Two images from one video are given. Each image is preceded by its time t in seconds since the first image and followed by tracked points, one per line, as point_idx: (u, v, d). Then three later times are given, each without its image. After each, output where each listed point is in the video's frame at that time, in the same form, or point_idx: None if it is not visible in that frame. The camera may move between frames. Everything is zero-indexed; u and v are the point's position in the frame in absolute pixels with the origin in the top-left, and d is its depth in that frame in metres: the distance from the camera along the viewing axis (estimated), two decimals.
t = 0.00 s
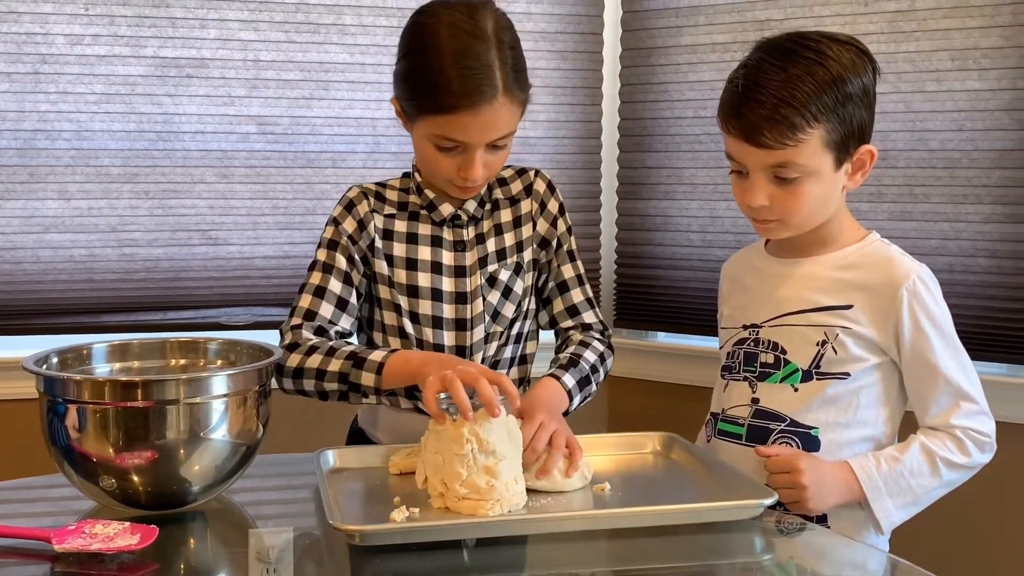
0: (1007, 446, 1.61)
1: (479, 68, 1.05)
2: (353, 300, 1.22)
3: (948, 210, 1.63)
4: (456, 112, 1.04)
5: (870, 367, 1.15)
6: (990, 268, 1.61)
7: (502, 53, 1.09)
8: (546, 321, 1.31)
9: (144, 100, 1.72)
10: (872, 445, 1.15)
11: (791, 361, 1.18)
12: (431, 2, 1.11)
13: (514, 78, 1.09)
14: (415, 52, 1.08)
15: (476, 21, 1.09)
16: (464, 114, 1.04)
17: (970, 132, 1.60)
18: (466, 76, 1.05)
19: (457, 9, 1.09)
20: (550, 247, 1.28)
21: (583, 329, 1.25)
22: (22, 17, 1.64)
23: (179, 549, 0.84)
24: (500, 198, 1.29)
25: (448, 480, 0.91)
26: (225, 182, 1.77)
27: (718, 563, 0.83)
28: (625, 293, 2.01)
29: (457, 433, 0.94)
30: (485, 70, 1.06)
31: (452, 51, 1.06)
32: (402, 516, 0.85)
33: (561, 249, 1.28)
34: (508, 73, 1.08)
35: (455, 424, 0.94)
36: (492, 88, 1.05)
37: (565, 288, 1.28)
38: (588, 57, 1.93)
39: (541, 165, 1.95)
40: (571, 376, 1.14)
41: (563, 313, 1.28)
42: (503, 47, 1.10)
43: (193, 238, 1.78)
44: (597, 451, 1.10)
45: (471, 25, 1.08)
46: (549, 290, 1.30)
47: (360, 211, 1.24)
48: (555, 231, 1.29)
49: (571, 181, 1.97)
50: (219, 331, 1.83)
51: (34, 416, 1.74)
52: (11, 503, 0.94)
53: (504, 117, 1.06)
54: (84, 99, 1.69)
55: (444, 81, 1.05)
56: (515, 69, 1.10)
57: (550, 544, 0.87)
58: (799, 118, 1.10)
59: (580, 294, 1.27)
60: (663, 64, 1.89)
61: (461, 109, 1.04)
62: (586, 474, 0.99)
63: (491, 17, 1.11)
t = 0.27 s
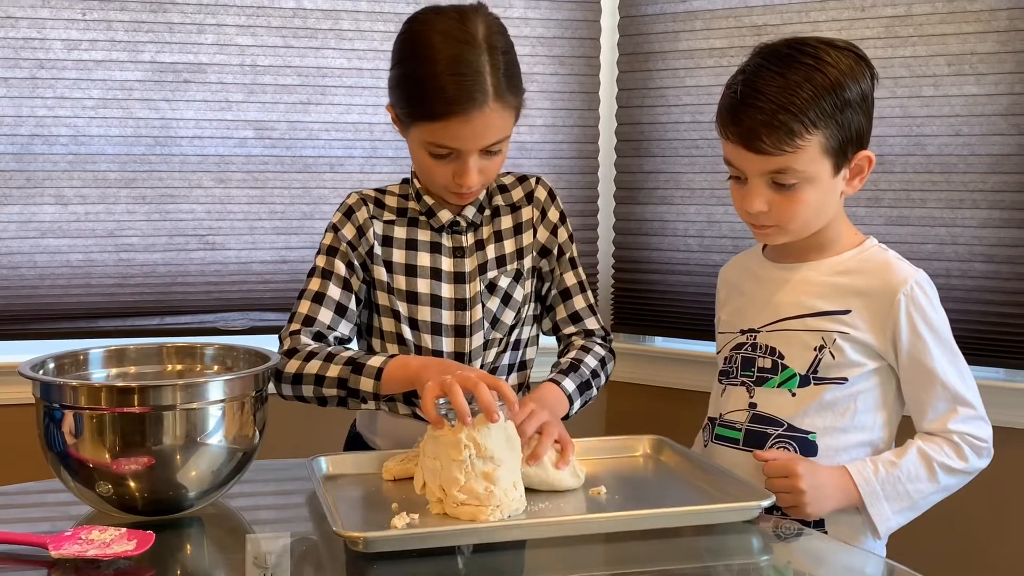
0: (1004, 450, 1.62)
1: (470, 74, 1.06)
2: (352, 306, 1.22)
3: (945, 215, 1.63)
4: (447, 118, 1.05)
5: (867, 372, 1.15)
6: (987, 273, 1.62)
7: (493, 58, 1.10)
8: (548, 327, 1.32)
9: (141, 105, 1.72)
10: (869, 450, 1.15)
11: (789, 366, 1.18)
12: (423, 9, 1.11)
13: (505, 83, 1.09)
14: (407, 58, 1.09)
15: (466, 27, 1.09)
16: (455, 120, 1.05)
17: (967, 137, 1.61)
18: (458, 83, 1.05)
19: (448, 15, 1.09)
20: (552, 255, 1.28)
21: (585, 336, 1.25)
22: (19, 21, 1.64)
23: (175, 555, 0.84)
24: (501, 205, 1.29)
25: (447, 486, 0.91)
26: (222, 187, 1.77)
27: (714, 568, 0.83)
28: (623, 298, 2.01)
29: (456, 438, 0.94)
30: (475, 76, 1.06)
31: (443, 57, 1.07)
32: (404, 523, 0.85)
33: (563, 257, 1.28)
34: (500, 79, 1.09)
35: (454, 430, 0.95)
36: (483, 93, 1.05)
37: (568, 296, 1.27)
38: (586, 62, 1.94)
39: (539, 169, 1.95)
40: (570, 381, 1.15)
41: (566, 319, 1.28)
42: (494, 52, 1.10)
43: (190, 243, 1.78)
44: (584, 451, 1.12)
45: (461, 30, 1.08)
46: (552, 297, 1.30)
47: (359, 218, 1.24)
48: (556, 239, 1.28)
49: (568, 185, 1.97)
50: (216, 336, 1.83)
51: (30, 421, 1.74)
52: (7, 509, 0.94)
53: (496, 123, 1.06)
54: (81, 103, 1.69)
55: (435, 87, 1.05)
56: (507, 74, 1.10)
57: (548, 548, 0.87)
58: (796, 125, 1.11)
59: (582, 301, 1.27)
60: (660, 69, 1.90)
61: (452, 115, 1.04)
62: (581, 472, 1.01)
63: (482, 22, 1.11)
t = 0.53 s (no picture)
0: (1001, 454, 1.62)
1: (464, 80, 1.06)
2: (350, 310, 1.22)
3: (941, 219, 1.64)
4: (440, 123, 1.05)
5: (865, 376, 1.15)
6: (984, 276, 1.62)
7: (486, 62, 1.10)
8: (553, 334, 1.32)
9: (139, 109, 1.72)
10: (866, 454, 1.15)
11: (786, 369, 1.18)
12: (417, 16, 1.12)
13: (499, 87, 1.09)
14: (402, 64, 1.09)
15: (458, 32, 1.09)
16: (448, 125, 1.05)
17: (964, 141, 1.61)
18: (452, 89, 1.05)
19: (441, 21, 1.10)
20: (556, 266, 1.28)
21: (590, 344, 1.27)
22: (16, 26, 1.64)
23: (172, 560, 0.84)
24: (504, 213, 1.29)
25: (446, 492, 0.91)
26: (219, 191, 1.77)
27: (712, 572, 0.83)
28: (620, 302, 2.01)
29: (451, 444, 0.94)
30: (467, 80, 1.06)
31: (436, 63, 1.07)
32: (407, 529, 0.86)
33: (569, 268, 1.28)
34: (493, 84, 1.09)
35: (450, 436, 0.95)
36: (475, 98, 1.06)
37: (573, 306, 1.28)
38: (583, 66, 1.94)
39: (536, 173, 1.95)
40: (570, 387, 1.15)
41: (570, 328, 1.29)
42: (487, 57, 1.10)
43: (187, 247, 1.78)
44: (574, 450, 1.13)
45: (453, 36, 1.09)
46: (557, 307, 1.30)
47: (360, 223, 1.24)
48: (561, 250, 1.29)
49: (566, 189, 1.97)
50: (214, 340, 1.83)
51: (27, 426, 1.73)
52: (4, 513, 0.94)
53: (489, 127, 1.07)
54: (78, 108, 1.69)
55: (429, 92, 1.06)
56: (500, 78, 1.10)
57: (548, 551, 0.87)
58: (795, 130, 1.11)
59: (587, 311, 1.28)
60: (657, 73, 1.90)
61: (445, 120, 1.05)
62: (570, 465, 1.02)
63: (476, 27, 1.11)
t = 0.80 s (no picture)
0: (1000, 457, 1.62)
1: (463, 84, 1.06)
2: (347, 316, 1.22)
3: (940, 222, 1.64)
4: (437, 126, 1.05)
5: (864, 379, 1.15)
6: (982, 279, 1.62)
7: (485, 65, 1.10)
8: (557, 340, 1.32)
9: (137, 112, 1.72)
10: (864, 456, 1.15)
11: (784, 372, 1.18)
12: (417, 19, 1.12)
13: (497, 90, 1.09)
14: (400, 67, 1.09)
15: (457, 35, 1.09)
16: (445, 128, 1.05)
17: (962, 144, 1.61)
18: (451, 92, 1.05)
19: (440, 24, 1.10)
20: (558, 274, 1.28)
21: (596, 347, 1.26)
22: (15, 29, 1.64)
23: (170, 563, 0.84)
24: (506, 219, 1.28)
25: (444, 495, 0.90)
26: (218, 194, 1.77)
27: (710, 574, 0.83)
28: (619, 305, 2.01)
29: (452, 446, 0.93)
30: (464, 82, 1.06)
31: (434, 65, 1.07)
32: (405, 532, 0.85)
33: (575, 276, 1.28)
34: (492, 88, 1.09)
35: (448, 439, 0.94)
36: (472, 100, 1.06)
37: (580, 311, 1.28)
38: (581, 69, 1.94)
39: (535, 176, 1.95)
40: (583, 375, 1.17)
41: (578, 334, 1.28)
42: (486, 60, 1.10)
43: (186, 251, 1.78)
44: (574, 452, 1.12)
45: (452, 38, 1.09)
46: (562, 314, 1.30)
47: (358, 228, 1.24)
48: (564, 258, 1.29)
49: (564, 192, 1.97)
50: (212, 343, 1.83)
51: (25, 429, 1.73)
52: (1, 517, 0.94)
53: (486, 129, 1.06)
54: (76, 111, 1.69)
55: (427, 95, 1.06)
56: (499, 81, 1.10)
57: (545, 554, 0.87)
58: (795, 134, 1.11)
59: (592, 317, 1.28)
60: (655, 77, 1.90)
61: (442, 122, 1.05)
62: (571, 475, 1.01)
63: (475, 30, 1.11)
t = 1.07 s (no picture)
0: (998, 459, 1.62)
1: (463, 85, 1.06)
2: (334, 324, 1.26)
3: (938, 224, 1.64)
4: (435, 127, 1.05)
5: (864, 382, 1.15)
6: (981, 282, 1.62)
7: (484, 67, 1.10)
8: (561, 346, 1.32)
9: (137, 114, 1.72)
10: (864, 460, 1.15)
11: (785, 375, 1.18)
12: (416, 20, 1.12)
13: (496, 91, 1.09)
14: (400, 68, 1.09)
15: (456, 36, 1.09)
16: (443, 128, 1.05)
17: (961, 146, 1.61)
18: (451, 94, 1.05)
19: (440, 25, 1.10)
20: (556, 276, 1.29)
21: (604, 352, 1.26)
22: (14, 31, 1.64)
23: (168, 565, 0.84)
24: (504, 222, 1.28)
25: (444, 497, 0.90)
26: (217, 196, 1.77)
27: None
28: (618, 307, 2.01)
29: (453, 447, 0.92)
30: (462, 83, 1.06)
31: (433, 66, 1.07)
32: (404, 534, 0.85)
33: (576, 277, 1.29)
34: (492, 89, 1.09)
35: (450, 441, 0.93)
36: (470, 100, 1.06)
37: (582, 315, 1.28)
38: (581, 71, 1.94)
39: (534, 178, 1.95)
40: (596, 381, 1.18)
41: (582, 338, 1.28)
42: (484, 61, 1.10)
43: (185, 252, 1.78)
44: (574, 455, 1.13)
45: (451, 39, 1.09)
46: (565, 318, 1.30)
47: (351, 234, 1.25)
48: (564, 260, 1.29)
49: (563, 194, 1.98)
50: (211, 345, 1.83)
51: (23, 431, 1.73)
52: None
53: (484, 129, 1.06)
54: (76, 113, 1.69)
55: (425, 96, 1.06)
56: (497, 82, 1.10)
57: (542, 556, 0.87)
58: (795, 136, 1.11)
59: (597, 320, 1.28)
60: (655, 79, 1.91)
61: (440, 123, 1.05)
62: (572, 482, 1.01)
63: (474, 31, 1.11)
